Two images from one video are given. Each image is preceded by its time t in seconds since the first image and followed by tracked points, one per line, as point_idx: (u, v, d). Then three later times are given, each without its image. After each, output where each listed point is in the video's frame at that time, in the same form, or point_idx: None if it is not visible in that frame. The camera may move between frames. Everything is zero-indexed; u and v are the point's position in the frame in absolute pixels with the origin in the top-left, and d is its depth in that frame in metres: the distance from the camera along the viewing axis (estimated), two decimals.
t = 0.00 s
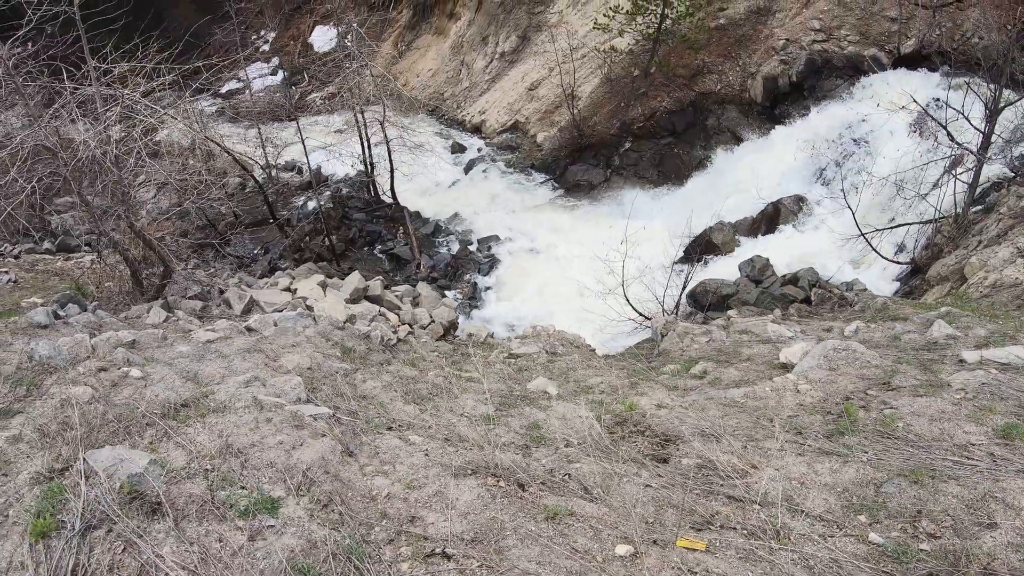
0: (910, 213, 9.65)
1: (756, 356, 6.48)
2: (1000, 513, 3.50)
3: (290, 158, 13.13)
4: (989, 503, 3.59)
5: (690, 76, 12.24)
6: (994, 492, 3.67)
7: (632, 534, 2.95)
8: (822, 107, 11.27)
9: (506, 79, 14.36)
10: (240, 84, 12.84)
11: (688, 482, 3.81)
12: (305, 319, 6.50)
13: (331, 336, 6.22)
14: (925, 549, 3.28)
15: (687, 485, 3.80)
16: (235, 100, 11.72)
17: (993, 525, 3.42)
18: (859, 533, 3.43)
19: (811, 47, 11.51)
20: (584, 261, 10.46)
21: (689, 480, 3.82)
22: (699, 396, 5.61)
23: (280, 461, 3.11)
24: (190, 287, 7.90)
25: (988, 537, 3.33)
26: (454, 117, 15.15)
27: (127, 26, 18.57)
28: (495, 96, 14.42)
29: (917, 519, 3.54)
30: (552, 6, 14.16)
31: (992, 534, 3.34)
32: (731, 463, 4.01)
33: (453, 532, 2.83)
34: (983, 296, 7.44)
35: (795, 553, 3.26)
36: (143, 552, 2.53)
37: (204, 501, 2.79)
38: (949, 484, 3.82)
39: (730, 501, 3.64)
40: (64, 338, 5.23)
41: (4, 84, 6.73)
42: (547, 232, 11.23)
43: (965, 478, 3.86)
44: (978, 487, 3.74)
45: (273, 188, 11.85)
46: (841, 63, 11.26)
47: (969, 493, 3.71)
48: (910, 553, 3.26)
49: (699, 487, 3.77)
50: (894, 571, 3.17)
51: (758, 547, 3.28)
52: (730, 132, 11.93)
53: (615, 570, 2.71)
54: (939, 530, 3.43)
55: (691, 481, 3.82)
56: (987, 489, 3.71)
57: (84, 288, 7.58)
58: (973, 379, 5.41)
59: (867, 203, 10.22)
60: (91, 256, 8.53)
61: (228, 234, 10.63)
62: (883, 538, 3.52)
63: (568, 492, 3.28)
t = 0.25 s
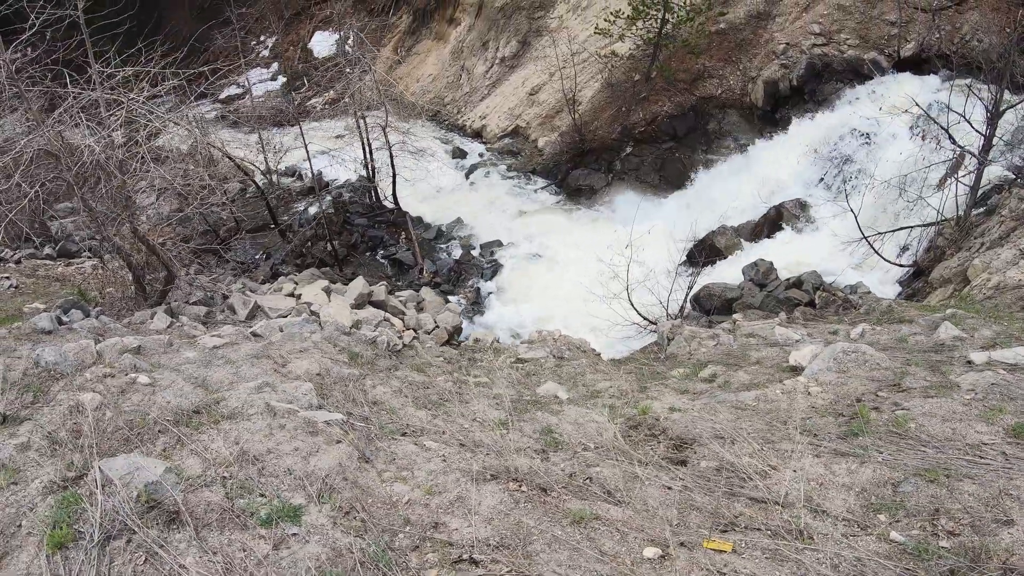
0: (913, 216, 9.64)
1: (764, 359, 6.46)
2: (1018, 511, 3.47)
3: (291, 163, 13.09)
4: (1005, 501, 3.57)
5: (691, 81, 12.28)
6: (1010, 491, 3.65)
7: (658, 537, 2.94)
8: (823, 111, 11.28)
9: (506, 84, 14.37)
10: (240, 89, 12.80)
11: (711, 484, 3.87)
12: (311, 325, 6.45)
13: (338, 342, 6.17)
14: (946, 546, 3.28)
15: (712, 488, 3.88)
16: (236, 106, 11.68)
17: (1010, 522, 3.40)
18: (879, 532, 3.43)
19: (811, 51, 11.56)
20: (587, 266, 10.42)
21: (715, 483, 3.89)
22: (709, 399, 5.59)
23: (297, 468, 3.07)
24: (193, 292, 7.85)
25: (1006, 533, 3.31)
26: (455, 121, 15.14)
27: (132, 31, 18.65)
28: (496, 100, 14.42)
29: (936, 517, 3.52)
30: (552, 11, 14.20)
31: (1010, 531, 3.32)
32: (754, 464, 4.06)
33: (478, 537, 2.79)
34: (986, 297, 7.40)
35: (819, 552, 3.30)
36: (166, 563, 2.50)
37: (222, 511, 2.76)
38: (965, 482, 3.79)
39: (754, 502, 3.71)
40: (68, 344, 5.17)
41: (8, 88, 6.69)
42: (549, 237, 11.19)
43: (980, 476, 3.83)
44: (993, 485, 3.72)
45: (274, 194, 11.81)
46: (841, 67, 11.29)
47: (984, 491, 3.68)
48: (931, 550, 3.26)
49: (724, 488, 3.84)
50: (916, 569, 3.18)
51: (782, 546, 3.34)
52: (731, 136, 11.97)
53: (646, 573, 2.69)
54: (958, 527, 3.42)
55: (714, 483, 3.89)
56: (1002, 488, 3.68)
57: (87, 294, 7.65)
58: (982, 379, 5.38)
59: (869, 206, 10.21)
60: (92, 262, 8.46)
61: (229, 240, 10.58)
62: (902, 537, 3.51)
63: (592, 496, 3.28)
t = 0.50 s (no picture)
0: (916, 214, 9.62)
1: (774, 358, 6.43)
2: None
3: (292, 167, 13.05)
4: None
5: (691, 82, 12.28)
6: None
7: (688, 535, 2.92)
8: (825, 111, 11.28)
9: (507, 86, 14.35)
10: (240, 93, 12.76)
11: (735, 481, 3.82)
12: (318, 328, 6.39)
13: (346, 345, 6.11)
14: (969, 538, 3.24)
15: (736, 484, 3.80)
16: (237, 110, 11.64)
17: None
18: (904, 526, 3.39)
19: (811, 51, 11.57)
20: (592, 267, 10.39)
21: (739, 480, 3.84)
22: (722, 399, 5.55)
23: (317, 473, 3.04)
24: (197, 297, 7.78)
25: None
26: (455, 124, 15.12)
27: (135, 34, 18.65)
28: (496, 103, 14.40)
29: (957, 510, 3.48)
30: (551, 14, 14.21)
31: None
32: (776, 462, 4.04)
33: (507, 539, 2.76)
34: (991, 294, 7.34)
35: (847, 545, 3.26)
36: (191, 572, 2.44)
37: (245, 516, 2.72)
38: (983, 476, 3.74)
39: (780, 498, 3.65)
40: (75, 349, 5.11)
41: (10, 92, 6.65)
42: (553, 239, 11.16)
43: (999, 469, 3.79)
44: (1012, 478, 3.68)
45: (275, 198, 11.76)
46: (842, 67, 11.29)
47: (1003, 483, 3.64)
48: (957, 542, 3.22)
49: (748, 485, 3.79)
50: (944, 562, 3.12)
51: (811, 540, 3.28)
52: (732, 137, 11.97)
53: (679, 570, 2.67)
54: (978, 519, 3.39)
55: (738, 480, 3.84)
56: (1021, 481, 3.64)
57: (90, 299, 7.59)
58: (993, 375, 5.33)
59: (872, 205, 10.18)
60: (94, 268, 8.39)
61: (231, 244, 10.53)
62: (925, 531, 3.47)
63: (618, 495, 3.27)
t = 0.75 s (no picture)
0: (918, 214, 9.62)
1: (783, 359, 6.42)
2: None
3: (292, 171, 13.01)
4: None
5: (691, 84, 12.29)
6: None
7: (715, 535, 2.93)
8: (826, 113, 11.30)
9: (506, 89, 14.35)
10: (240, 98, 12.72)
11: (756, 481, 3.79)
12: (325, 333, 6.33)
13: (353, 350, 6.06)
14: (986, 532, 3.23)
15: (754, 484, 3.77)
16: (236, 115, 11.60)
17: None
18: (923, 521, 3.38)
19: (810, 52, 11.60)
20: (595, 270, 10.37)
21: (760, 479, 3.81)
22: (733, 400, 5.53)
23: (337, 478, 3.01)
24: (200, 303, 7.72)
25: None
26: (455, 128, 15.11)
27: (137, 38, 18.64)
28: (496, 106, 14.39)
29: (975, 505, 3.47)
30: (550, 17, 14.23)
31: None
32: (795, 461, 4.02)
33: (534, 542, 2.74)
34: (994, 293, 7.33)
35: (871, 542, 3.25)
36: None
37: (268, 525, 2.67)
38: (998, 472, 3.72)
39: (801, 497, 3.63)
40: (81, 355, 5.06)
41: (12, 97, 6.60)
42: (555, 242, 11.14)
43: (1015, 465, 3.77)
44: None
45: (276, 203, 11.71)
46: (841, 68, 11.33)
47: (1018, 479, 3.62)
48: (976, 536, 3.21)
49: (769, 484, 3.75)
50: (966, 557, 3.11)
51: (835, 537, 3.28)
52: (732, 139, 11.98)
53: (708, 569, 2.69)
54: (996, 514, 3.38)
55: (758, 479, 3.82)
56: None
57: (92, 305, 7.53)
58: (1002, 372, 5.32)
59: (873, 206, 10.19)
60: (95, 274, 8.32)
61: (232, 249, 10.47)
62: (944, 527, 3.46)
63: (640, 497, 3.28)
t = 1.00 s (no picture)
0: (918, 215, 9.63)
1: (789, 361, 6.42)
2: None
3: (291, 176, 12.98)
4: None
5: (690, 86, 12.30)
6: None
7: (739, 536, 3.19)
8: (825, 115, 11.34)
9: (505, 93, 14.35)
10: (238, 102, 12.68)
11: (771, 482, 3.78)
12: (329, 338, 6.29)
13: (358, 354, 6.01)
14: (998, 528, 3.23)
15: (768, 485, 3.75)
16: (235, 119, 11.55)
17: None
18: (937, 518, 3.38)
19: (809, 54, 11.64)
20: (596, 273, 10.37)
21: (776, 479, 3.81)
22: (741, 401, 5.53)
23: (354, 484, 2.99)
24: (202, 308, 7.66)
25: None
26: (453, 131, 15.10)
27: (137, 42, 18.61)
28: (494, 109, 14.39)
29: (987, 502, 3.47)
30: (548, 20, 14.24)
31: None
32: (808, 461, 4.01)
33: (556, 546, 2.74)
34: (995, 294, 7.32)
35: (888, 539, 3.23)
36: None
37: (288, 534, 2.64)
38: (1008, 469, 3.71)
39: (817, 496, 3.62)
40: (85, 362, 5.00)
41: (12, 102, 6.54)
42: (556, 246, 11.13)
43: None
44: None
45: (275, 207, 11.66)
46: (839, 70, 11.36)
47: None
48: (990, 531, 3.21)
49: (785, 484, 3.75)
50: (981, 553, 3.10)
51: (853, 535, 3.24)
52: (731, 141, 12.00)
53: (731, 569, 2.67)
54: (1008, 510, 3.37)
55: (774, 480, 3.81)
56: None
57: (93, 310, 7.47)
58: (1008, 371, 5.32)
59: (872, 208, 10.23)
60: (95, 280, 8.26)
61: (231, 254, 10.41)
62: (957, 523, 3.46)
63: (658, 499, 3.29)
